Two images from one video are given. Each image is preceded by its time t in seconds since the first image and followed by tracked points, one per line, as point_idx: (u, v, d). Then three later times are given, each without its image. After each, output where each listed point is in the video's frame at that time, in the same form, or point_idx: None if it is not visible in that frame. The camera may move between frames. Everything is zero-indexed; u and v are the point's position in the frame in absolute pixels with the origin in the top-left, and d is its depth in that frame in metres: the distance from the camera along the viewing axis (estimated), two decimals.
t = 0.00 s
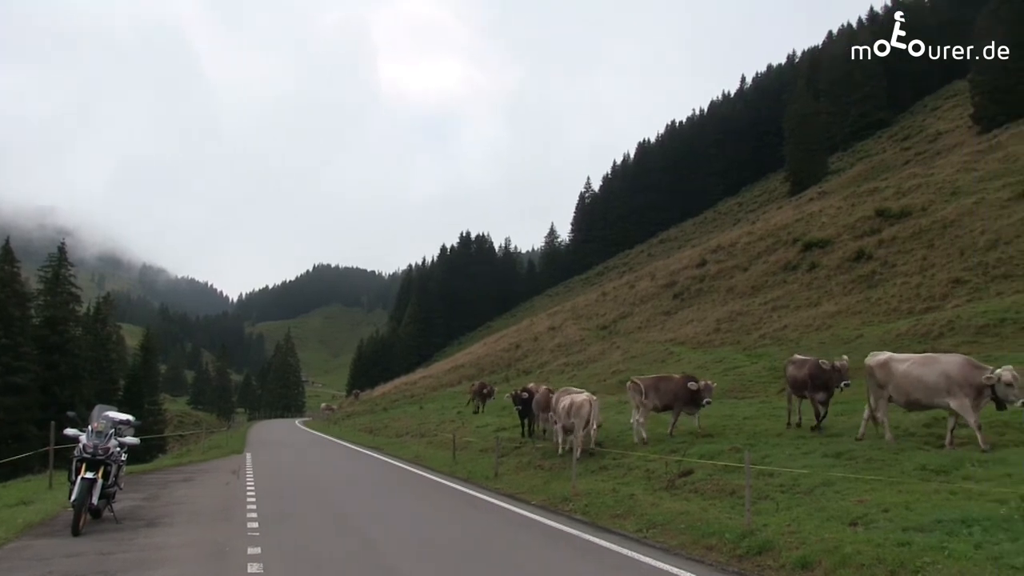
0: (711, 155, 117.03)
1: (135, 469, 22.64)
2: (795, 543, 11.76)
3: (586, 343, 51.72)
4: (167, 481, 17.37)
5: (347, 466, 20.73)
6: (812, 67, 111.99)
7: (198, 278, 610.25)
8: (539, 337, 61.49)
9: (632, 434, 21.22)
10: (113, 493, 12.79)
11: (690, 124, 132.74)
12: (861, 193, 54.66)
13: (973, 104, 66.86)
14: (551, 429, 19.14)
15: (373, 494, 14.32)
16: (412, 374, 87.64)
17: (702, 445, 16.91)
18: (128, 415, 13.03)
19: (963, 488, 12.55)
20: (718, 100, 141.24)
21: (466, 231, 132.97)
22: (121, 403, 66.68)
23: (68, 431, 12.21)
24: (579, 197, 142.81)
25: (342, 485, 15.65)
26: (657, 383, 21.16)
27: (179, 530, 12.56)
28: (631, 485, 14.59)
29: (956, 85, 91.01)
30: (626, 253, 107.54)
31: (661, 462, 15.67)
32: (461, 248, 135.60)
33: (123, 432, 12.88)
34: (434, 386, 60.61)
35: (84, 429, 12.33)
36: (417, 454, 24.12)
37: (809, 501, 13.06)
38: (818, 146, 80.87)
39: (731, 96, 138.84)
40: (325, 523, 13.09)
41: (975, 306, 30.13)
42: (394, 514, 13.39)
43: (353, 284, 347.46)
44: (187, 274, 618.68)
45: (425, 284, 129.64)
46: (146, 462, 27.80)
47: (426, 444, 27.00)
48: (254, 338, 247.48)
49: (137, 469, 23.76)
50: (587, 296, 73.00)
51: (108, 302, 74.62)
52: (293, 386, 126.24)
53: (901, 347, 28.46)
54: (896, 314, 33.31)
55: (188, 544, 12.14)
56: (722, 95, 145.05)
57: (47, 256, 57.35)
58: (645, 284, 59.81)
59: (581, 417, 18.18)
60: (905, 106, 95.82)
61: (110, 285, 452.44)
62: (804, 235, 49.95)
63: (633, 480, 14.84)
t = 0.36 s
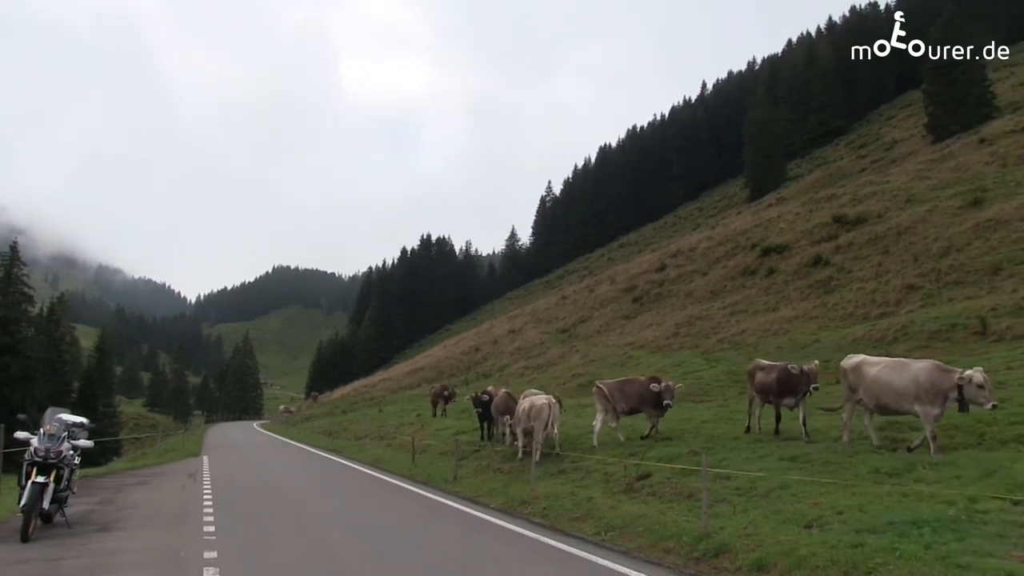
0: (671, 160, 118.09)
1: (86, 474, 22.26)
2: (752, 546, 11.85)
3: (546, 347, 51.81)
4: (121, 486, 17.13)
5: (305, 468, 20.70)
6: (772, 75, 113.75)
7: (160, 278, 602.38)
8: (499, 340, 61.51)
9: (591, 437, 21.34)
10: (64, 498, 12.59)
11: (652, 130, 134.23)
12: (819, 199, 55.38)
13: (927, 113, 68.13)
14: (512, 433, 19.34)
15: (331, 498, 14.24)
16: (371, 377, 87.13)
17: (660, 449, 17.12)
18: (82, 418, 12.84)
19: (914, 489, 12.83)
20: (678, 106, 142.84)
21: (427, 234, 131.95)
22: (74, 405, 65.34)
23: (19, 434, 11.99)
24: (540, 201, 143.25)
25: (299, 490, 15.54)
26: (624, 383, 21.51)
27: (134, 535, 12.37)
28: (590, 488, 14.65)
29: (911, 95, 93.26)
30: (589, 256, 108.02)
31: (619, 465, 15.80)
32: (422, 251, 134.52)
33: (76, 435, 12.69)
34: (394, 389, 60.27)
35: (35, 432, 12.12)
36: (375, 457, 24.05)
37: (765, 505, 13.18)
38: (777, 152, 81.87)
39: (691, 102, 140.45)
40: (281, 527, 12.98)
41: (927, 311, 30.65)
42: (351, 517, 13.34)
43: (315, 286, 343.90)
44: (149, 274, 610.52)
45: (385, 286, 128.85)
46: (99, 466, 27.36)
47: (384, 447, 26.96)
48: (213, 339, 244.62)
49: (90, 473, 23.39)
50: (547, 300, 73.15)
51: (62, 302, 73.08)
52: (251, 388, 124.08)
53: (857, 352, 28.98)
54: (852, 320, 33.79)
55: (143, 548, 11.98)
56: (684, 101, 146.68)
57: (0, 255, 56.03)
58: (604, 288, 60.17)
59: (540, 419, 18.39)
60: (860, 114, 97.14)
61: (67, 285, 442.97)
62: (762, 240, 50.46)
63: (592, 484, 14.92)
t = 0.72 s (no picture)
0: (636, 166, 118.92)
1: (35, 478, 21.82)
2: (709, 549, 11.92)
3: (506, 350, 51.84)
4: (74, 489, 16.85)
5: (260, 471, 20.51)
6: (733, 83, 115.44)
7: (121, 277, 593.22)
8: (459, 343, 61.33)
9: (552, 440, 21.39)
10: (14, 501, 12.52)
11: (615, 135, 135.40)
12: (778, 206, 56.07)
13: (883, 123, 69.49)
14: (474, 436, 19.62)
15: (287, 502, 14.12)
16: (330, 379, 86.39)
17: (620, 452, 17.34)
18: (33, 420, 12.77)
19: (867, 492, 13.06)
20: (639, 112, 144.29)
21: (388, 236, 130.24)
22: (24, 407, 63.82)
23: None
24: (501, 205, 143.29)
25: (256, 493, 15.38)
26: (597, 386, 21.84)
27: (86, 540, 12.18)
28: (549, 491, 14.72)
29: (867, 106, 95.40)
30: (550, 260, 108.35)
31: (579, 469, 15.94)
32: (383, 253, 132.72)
33: (26, 437, 12.61)
34: (353, 391, 59.72)
35: None
36: (334, 460, 23.93)
37: (722, 508, 13.29)
38: (738, 159, 82.72)
39: (653, 109, 141.69)
40: (237, 531, 12.84)
41: (883, 318, 31.14)
42: (306, 521, 13.24)
43: (276, 287, 339.87)
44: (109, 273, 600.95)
45: (345, 288, 127.92)
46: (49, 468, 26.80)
47: (343, 449, 26.83)
48: (170, 340, 241.09)
49: (41, 476, 22.94)
50: (508, 302, 73.26)
51: (12, 302, 71.36)
52: (209, 390, 122.08)
53: (814, 357, 29.42)
54: (809, 325, 34.23)
55: (96, 553, 11.78)
56: (646, 107, 147.97)
57: None
58: (565, 292, 60.37)
59: (499, 422, 18.71)
60: (818, 122, 98.60)
61: (21, 284, 433.05)
62: (722, 246, 50.94)
63: (552, 487, 14.98)
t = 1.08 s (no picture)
0: (601, 169, 118.96)
1: None
2: (670, 551, 11.95)
3: (469, 353, 51.85)
4: (31, 496, 16.63)
5: (217, 475, 20.37)
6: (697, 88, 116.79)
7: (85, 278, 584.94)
8: (422, 346, 61.25)
9: (513, 444, 21.53)
10: None
11: (578, 139, 136.33)
12: (740, 210, 56.59)
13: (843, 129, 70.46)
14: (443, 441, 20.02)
15: (249, 507, 14.07)
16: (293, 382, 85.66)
17: (582, 455, 17.51)
18: None
19: (826, 495, 13.20)
20: (603, 116, 145.31)
21: (353, 237, 128.68)
22: None
23: None
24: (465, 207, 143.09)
25: (217, 497, 15.27)
26: (562, 389, 22.13)
27: (43, 546, 12.03)
28: (512, 495, 14.75)
29: (828, 112, 97.01)
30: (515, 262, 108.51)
31: (541, 472, 16.02)
32: (346, 255, 131.23)
33: None
34: (316, 394, 59.24)
35: None
36: (295, 463, 23.87)
37: (683, 510, 13.36)
38: (700, 164, 83.43)
39: (617, 113, 142.48)
40: (195, 534, 12.76)
41: (843, 322, 31.47)
42: (267, 525, 13.15)
43: (242, 289, 337.56)
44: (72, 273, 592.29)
45: (308, 290, 126.77)
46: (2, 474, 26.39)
47: (304, 452, 26.76)
48: (130, 342, 237.77)
49: None
50: (472, 305, 73.23)
51: None
52: (169, 393, 121.09)
53: (774, 361, 29.73)
54: (771, 329, 34.51)
55: (53, 559, 11.61)
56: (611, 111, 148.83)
57: None
58: (529, 295, 60.43)
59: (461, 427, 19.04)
60: (781, 128, 99.78)
61: None
62: (685, 250, 51.27)
63: (514, 491, 15.02)
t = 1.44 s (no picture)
0: (572, 173, 119.27)
1: None
2: (640, 554, 11.98)
3: (440, 357, 51.81)
4: None
5: (185, 481, 20.25)
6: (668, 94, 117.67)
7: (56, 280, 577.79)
8: (392, 351, 61.21)
9: (482, 449, 21.64)
10: None
11: (550, 143, 136.81)
12: (710, 215, 56.93)
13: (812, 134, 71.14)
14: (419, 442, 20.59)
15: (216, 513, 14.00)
16: (262, 387, 84.99)
17: (552, 460, 17.79)
18: None
19: (795, 498, 13.31)
20: (575, 120, 145.90)
21: (323, 241, 127.69)
22: None
23: None
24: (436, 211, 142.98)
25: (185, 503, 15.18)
26: (541, 391, 22.36)
27: (8, 552, 11.90)
28: (482, 499, 14.78)
29: (798, 117, 98.05)
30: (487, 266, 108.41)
31: (512, 477, 16.08)
32: (316, 258, 130.20)
33: None
34: (285, 399, 58.81)
35: None
36: (265, 468, 23.80)
37: (653, 514, 13.42)
38: (670, 170, 83.99)
39: (589, 117, 143.12)
40: (161, 539, 12.69)
41: (812, 326, 31.74)
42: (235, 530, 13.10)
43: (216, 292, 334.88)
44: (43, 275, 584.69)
45: (277, 294, 125.48)
46: None
47: (274, 457, 26.69)
48: (98, 345, 234.82)
49: None
50: (443, 309, 73.12)
51: None
52: (138, 397, 119.99)
53: (744, 365, 29.92)
54: (741, 334, 34.73)
55: (18, 566, 11.50)
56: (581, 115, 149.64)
57: None
58: (500, 299, 60.46)
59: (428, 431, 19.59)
60: (751, 134, 100.65)
61: None
62: (655, 255, 51.51)
63: (484, 495, 15.05)
